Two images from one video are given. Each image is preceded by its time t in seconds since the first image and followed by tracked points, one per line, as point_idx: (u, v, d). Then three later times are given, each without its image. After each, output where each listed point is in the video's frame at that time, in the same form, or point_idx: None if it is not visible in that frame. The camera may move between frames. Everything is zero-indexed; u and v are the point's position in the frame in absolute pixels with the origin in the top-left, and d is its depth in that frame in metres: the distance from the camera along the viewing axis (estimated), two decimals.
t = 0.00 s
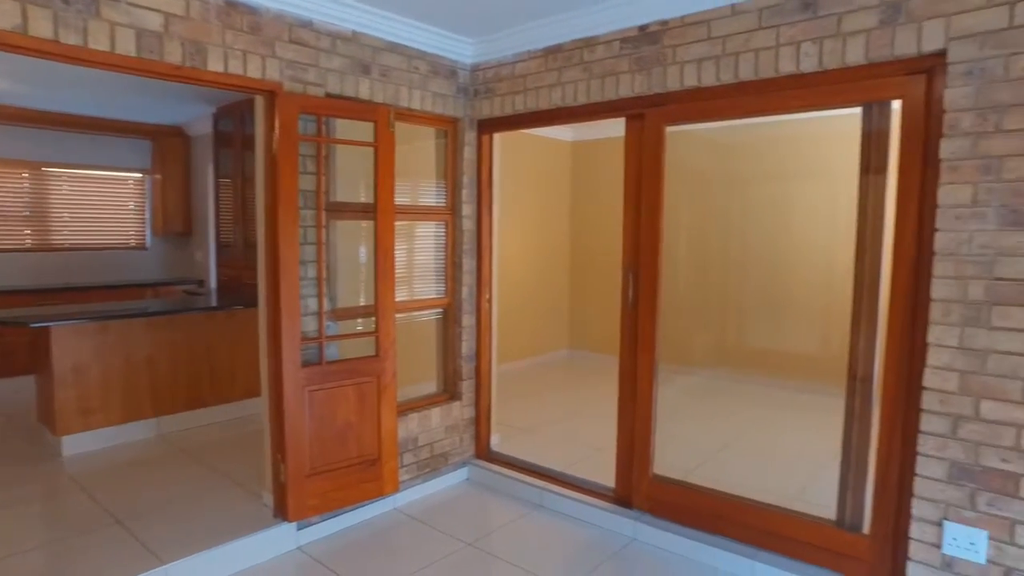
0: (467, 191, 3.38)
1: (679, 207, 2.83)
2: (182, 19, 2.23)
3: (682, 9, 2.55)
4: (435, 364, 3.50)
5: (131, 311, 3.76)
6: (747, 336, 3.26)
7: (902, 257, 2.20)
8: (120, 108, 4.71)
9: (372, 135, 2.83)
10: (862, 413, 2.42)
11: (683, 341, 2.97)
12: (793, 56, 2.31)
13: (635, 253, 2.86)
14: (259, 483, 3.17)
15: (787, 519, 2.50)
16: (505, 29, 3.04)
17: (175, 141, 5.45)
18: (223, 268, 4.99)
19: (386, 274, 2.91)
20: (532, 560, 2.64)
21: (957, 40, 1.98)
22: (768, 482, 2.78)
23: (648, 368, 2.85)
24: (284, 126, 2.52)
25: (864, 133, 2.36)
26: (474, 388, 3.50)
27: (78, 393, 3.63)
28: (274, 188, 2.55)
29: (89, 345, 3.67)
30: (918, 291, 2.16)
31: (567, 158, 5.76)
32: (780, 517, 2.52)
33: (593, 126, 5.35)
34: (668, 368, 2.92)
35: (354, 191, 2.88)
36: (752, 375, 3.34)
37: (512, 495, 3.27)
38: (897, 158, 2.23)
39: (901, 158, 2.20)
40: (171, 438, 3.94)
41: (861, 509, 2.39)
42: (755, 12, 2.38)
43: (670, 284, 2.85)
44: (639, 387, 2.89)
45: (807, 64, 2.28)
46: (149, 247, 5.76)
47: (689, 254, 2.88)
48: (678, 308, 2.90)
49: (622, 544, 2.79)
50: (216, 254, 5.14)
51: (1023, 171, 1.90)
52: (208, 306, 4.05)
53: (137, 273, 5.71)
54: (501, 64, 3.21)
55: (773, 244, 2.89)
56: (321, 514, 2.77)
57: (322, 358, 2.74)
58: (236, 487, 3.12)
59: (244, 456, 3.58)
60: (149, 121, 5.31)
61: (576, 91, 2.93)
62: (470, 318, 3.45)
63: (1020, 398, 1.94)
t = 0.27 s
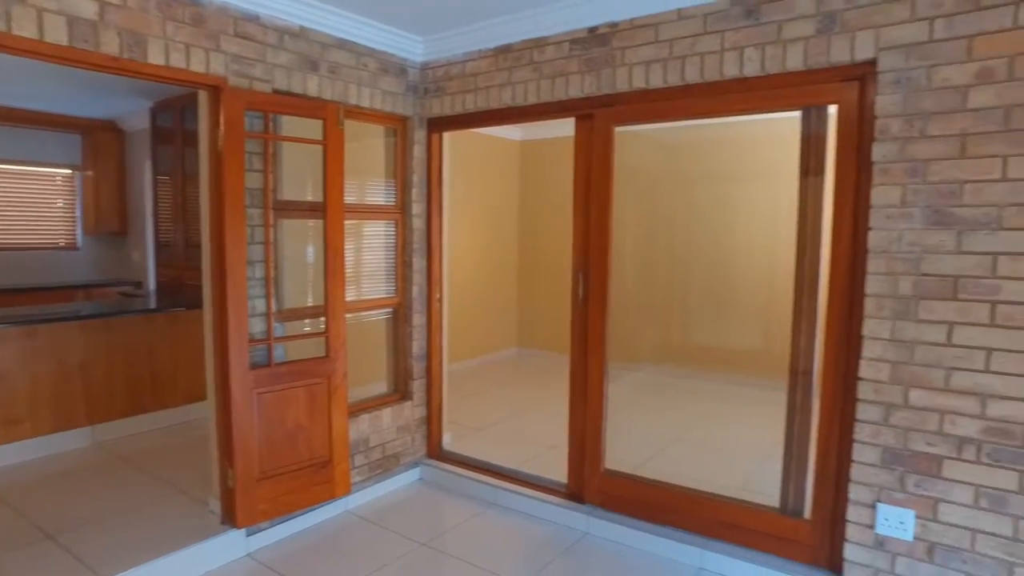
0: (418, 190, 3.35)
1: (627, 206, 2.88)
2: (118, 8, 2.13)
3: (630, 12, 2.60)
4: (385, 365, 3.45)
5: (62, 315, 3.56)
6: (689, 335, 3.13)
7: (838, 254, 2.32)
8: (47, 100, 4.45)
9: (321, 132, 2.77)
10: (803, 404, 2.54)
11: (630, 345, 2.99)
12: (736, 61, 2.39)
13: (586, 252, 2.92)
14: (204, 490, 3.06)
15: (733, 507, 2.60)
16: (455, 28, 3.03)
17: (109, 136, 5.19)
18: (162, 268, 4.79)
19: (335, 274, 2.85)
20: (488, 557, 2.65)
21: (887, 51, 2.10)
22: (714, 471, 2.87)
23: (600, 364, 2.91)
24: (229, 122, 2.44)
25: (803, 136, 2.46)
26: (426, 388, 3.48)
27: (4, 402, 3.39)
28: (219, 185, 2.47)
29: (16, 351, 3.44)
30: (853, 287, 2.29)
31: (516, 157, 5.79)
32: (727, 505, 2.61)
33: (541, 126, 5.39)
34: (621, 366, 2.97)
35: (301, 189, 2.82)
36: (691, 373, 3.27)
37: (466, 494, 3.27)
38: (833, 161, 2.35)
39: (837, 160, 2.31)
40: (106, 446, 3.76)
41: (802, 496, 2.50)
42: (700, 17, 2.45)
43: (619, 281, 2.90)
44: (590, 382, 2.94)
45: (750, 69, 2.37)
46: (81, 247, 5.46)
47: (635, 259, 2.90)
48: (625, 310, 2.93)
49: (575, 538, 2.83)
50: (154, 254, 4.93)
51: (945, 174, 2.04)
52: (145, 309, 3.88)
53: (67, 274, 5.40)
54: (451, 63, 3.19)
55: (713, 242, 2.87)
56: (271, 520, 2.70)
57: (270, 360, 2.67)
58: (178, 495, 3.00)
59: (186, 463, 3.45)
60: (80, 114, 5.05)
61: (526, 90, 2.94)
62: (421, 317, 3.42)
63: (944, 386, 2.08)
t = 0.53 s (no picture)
0: (365, 188, 3.32)
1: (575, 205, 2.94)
2: None
3: (578, 13, 2.65)
4: (334, 365, 3.40)
5: None
6: (640, 332, 3.07)
7: (777, 250, 2.42)
8: None
9: (268, 129, 2.72)
10: (745, 396, 2.63)
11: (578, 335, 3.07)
12: (680, 63, 2.46)
13: (535, 249, 2.97)
14: (144, 498, 2.94)
15: (680, 498, 2.68)
16: (404, 26, 3.01)
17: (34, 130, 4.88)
18: (95, 269, 4.58)
19: (282, 274, 2.79)
20: (441, 555, 2.65)
21: (820, 57, 2.22)
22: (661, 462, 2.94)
23: (550, 360, 2.97)
24: (170, 116, 2.35)
25: (743, 136, 2.56)
26: (376, 388, 3.45)
27: None
28: (159, 180, 2.38)
29: None
30: (791, 282, 2.40)
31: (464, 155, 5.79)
32: (674, 495, 2.69)
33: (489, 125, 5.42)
34: (571, 362, 3.04)
35: (246, 186, 2.75)
36: (650, 369, 3.12)
37: (416, 493, 3.26)
38: (772, 161, 2.45)
39: (776, 161, 2.42)
40: (36, 456, 3.56)
41: (745, 485, 2.59)
42: (645, 20, 2.52)
43: (568, 279, 2.97)
44: (541, 377, 2.99)
45: (693, 71, 2.44)
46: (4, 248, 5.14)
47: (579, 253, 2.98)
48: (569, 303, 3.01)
49: (528, 533, 2.86)
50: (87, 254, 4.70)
51: (873, 175, 2.17)
52: (78, 312, 3.70)
53: None
54: (399, 60, 3.17)
55: (659, 238, 2.87)
56: (218, 525, 2.63)
57: (215, 361, 2.59)
58: (117, 504, 2.88)
59: (124, 471, 3.31)
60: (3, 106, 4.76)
61: (475, 89, 2.95)
62: (370, 316, 3.39)
63: (874, 374, 2.22)
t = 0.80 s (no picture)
0: (315, 187, 3.28)
1: (527, 203, 2.96)
2: None
3: (526, 14, 2.68)
4: (284, 365, 3.35)
5: None
6: (592, 327, 3.18)
7: (721, 248, 2.51)
8: None
9: (213, 125, 2.66)
10: (691, 390, 2.71)
11: (532, 333, 3.10)
12: (626, 65, 2.52)
13: (486, 247, 2.98)
14: (83, 508, 2.83)
15: (629, 490, 2.74)
16: (353, 23, 2.98)
17: None
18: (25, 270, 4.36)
19: (229, 273, 2.74)
20: (393, 554, 2.65)
21: (759, 62, 2.31)
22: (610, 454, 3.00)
23: (501, 358, 2.99)
24: (108, 110, 2.27)
25: (689, 137, 2.62)
26: (327, 388, 3.41)
27: None
28: (97, 178, 2.30)
29: None
30: (734, 278, 2.48)
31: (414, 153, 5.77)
32: (625, 488, 2.75)
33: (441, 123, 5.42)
34: (523, 359, 3.07)
35: (191, 184, 2.68)
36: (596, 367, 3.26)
37: (369, 492, 3.24)
38: (715, 161, 2.53)
39: (719, 162, 2.50)
40: None
41: (693, 477, 2.67)
42: (593, 22, 2.57)
43: (521, 276, 3.00)
44: (491, 375, 3.01)
45: (639, 73, 2.50)
46: None
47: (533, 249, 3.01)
48: (524, 301, 3.03)
49: (481, 530, 2.89)
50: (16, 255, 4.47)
51: (810, 175, 2.28)
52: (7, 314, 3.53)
53: None
54: (349, 58, 3.14)
55: (612, 236, 2.94)
56: (164, 531, 2.56)
57: (160, 363, 2.52)
58: (53, 515, 2.76)
59: (61, 481, 3.17)
60: None
61: (425, 88, 2.95)
62: (320, 316, 3.35)
63: (812, 366, 2.32)
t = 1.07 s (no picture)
0: (270, 186, 3.23)
1: (483, 202, 2.98)
2: None
3: (481, 15, 2.70)
4: (239, 367, 3.30)
5: None
6: (551, 328, 3.18)
7: (671, 247, 2.58)
8: None
9: (163, 123, 2.60)
10: (644, 385, 2.77)
11: (489, 332, 3.11)
12: (579, 67, 2.57)
13: (441, 247, 3.00)
14: (25, 518, 2.74)
15: (586, 485, 2.79)
16: (308, 20, 2.96)
17: None
18: None
19: (181, 274, 2.69)
20: (351, 554, 2.64)
21: (707, 65, 2.39)
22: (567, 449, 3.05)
23: (456, 356, 3.01)
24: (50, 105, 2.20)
25: (640, 138, 2.69)
26: (283, 389, 3.38)
27: None
28: (38, 176, 2.23)
29: None
30: (685, 276, 2.55)
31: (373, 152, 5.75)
32: (582, 483, 2.80)
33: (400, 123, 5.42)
34: (480, 358, 3.09)
35: (141, 183, 2.64)
36: (553, 366, 3.26)
37: (327, 494, 3.22)
38: (666, 162, 2.60)
39: (669, 162, 2.57)
40: None
41: (648, 471, 2.73)
42: (547, 24, 2.61)
43: (478, 275, 3.03)
44: (448, 375, 3.02)
45: (592, 75, 2.55)
46: None
47: (491, 249, 3.03)
48: (481, 300, 3.05)
49: (439, 528, 2.90)
50: None
51: (756, 176, 2.36)
52: None
53: None
54: (303, 56, 3.11)
55: (570, 235, 2.97)
56: (112, 539, 2.50)
57: (108, 366, 2.46)
58: None
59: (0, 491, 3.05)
60: None
61: (380, 88, 2.94)
62: (276, 316, 3.31)
63: (759, 360, 2.40)
